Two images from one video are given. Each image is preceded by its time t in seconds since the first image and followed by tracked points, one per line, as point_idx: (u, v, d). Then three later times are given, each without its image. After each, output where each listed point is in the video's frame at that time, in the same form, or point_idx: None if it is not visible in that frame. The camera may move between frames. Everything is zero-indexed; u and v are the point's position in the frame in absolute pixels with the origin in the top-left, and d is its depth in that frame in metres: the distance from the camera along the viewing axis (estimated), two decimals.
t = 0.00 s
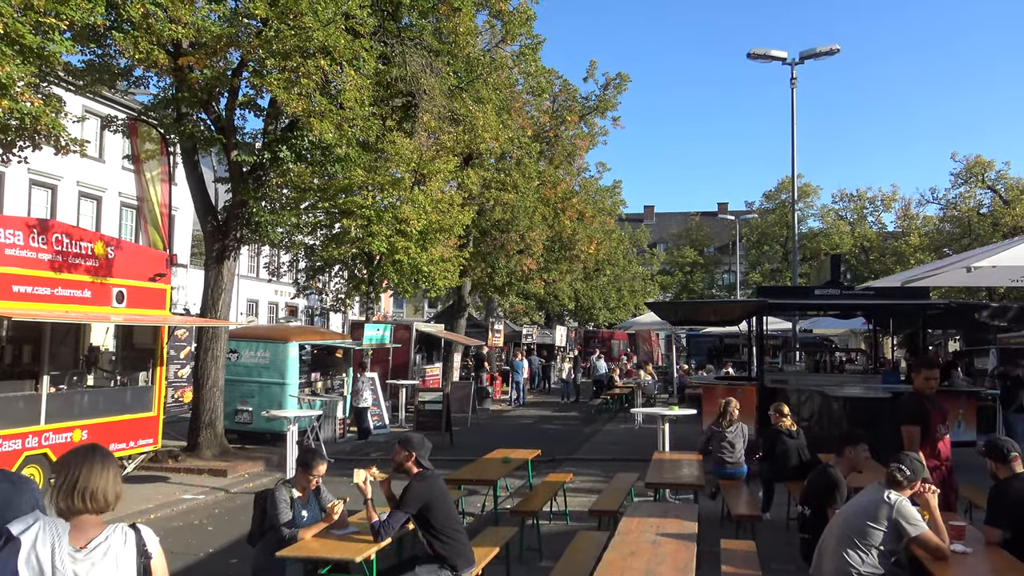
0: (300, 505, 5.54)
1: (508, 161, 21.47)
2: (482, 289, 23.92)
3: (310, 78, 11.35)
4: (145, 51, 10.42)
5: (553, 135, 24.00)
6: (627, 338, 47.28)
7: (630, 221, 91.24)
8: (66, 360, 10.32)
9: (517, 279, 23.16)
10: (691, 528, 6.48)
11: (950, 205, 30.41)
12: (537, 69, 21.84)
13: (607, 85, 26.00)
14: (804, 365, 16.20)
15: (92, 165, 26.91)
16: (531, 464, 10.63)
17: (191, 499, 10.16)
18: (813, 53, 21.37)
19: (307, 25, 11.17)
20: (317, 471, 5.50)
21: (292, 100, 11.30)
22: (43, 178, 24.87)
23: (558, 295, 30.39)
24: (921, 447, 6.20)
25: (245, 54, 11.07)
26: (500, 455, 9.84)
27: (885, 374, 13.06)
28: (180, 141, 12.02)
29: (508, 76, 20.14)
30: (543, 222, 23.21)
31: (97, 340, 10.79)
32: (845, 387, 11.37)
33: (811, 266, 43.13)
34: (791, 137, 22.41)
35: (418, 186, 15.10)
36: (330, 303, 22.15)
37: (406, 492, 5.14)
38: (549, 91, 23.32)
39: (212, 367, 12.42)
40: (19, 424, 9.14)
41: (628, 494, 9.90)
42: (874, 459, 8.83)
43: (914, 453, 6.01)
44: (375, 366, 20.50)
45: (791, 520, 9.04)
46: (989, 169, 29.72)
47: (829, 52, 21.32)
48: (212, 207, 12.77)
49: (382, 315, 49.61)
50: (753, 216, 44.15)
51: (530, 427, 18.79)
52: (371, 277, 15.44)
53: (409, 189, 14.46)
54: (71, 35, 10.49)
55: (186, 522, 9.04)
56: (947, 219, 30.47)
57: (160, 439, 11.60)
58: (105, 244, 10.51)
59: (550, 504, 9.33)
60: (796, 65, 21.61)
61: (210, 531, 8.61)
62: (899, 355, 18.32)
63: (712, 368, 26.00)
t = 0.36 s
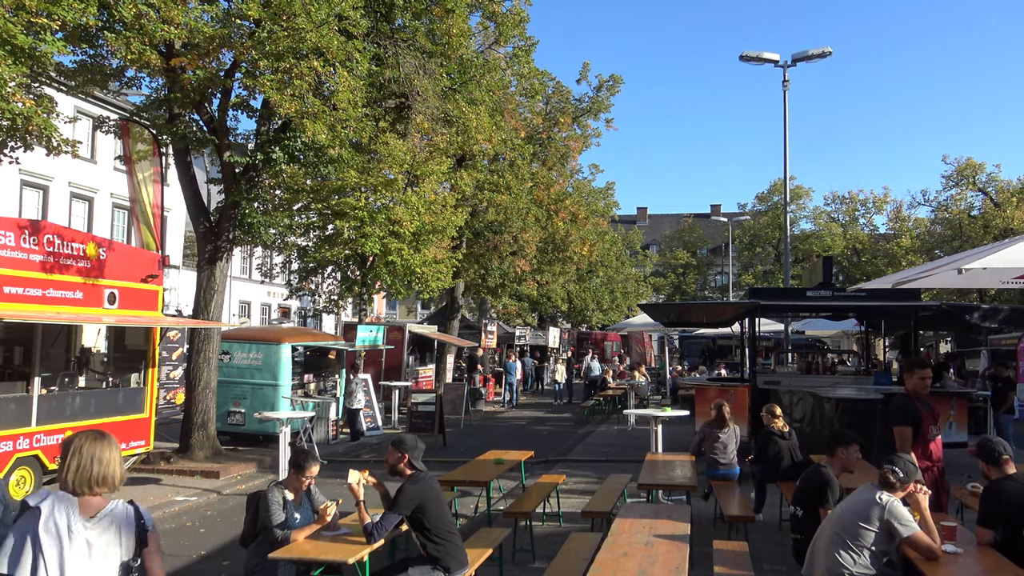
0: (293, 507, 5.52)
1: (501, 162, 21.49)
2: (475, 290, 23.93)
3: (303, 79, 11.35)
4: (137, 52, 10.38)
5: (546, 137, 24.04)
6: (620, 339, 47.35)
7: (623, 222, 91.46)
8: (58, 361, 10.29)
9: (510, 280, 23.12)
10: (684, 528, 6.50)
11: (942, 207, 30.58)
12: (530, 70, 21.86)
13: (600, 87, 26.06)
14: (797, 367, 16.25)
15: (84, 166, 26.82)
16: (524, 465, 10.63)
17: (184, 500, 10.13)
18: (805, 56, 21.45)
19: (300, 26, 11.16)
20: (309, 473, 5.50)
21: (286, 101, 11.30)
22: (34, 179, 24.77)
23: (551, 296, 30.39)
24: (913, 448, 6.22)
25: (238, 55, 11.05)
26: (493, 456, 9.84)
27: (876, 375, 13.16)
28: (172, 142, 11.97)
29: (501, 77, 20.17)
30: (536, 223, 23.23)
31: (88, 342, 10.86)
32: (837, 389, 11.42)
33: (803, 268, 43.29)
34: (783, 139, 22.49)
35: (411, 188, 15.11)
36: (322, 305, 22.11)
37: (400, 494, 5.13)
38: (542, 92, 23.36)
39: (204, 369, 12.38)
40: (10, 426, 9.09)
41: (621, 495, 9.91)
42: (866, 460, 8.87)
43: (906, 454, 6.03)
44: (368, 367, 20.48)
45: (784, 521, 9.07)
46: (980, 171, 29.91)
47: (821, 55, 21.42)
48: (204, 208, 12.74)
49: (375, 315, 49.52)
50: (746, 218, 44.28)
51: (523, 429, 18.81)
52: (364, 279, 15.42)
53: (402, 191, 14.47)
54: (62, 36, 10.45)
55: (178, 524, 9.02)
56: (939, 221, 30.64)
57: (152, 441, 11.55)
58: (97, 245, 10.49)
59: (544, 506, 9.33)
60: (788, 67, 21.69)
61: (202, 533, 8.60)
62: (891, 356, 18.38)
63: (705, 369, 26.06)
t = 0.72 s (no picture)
0: (288, 506, 5.52)
1: (497, 162, 21.51)
2: (471, 290, 23.92)
3: (299, 79, 11.34)
4: (132, 52, 10.36)
5: (542, 137, 24.06)
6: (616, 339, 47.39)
7: (618, 221, 91.66)
8: (53, 361, 10.29)
9: (506, 281, 23.15)
10: (679, 528, 6.52)
11: (937, 208, 30.69)
12: (526, 70, 21.86)
13: (596, 87, 26.10)
14: (792, 366, 16.30)
15: (79, 165, 26.75)
16: (519, 465, 10.65)
17: (179, 500, 10.13)
18: (800, 56, 21.49)
19: (296, 26, 11.16)
20: (304, 473, 5.51)
21: (282, 100, 11.30)
22: (29, 178, 24.72)
23: (547, 296, 30.43)
24: (908, 447, 6.25)
25: (234, 54, 11.05)
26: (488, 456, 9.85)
27: (871, 375, 13.22)
28: (168, 141, 11.96)
29: (497, 77, 20.19)
30: (532, 223, 23.25)
31: (84, 341, 10.76)
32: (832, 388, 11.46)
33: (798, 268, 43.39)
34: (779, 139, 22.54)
35: (407, 187, 15.12)
36: (318, 305, 22.10)
37: (396, 494, 5.14)
38: (538, 92, 23.38)
39: (199, 368, 12.38)
40: (5, 426, 9.08)
41: (616, 495, 9.93)
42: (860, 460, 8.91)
43: (901, 454, 6.05)
44: (364, 367, 20.48)
45: (778, 520, 9.10)
46: (975, 172, 30.01)
47: (816, 55, 21.46)
48: (200, 207, 12.72)
49: (371, 315, 49.51)
50: (742, 218, 44.39)
51: (519, 428, 18.82)
52: (360, 279, 15.42)
53: (398, 191, 14.48)
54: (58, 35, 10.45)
55: (173, 524, 9.02)
56: (934, 221, 30.76)
57: (147, 441, 11.53)
58: (92, 245, 10.48)
59: (539, 505, 9.34)
60: (784, 67, 21.73)
61: (197, 533, 8.60)
62: (886, 356, 18.44)
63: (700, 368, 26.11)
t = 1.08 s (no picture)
0: (286, 507, 5.51)
1: (494, 162, 21.52)
2: (469, 290, 23.90)
3: (296, 79, 11.32)
4: (129, 52, 10.33)
5: (539, 137, 24.06)
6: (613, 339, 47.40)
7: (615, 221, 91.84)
8: (49, 362, 10.27)
9: (503, 281, 23.14)
10: (676, 528, 6.52)
11: (934, 208, 30.73)
12: (523, 71, 21.88)
13: (593, 87, 26.11)
14: (789, 366, 16.32)
15: (76, 166, 26.70)
16: (517, 465, 10.63)
17: (176, 501, 10.11)
18: (798, 56, 21.52)
19: (293, 26, 11.15)
20: (301, 472, 5.50)
21: (279, 100, 11.27)
22: (26, 178, 24.67)
23: (545, 296, 30.43)
24: (905, 447, 6.25)
25: (231, 55, 11.04)
26: (486, 457, 9.83)
27: (868, 375, 13.24)
28: (165, 142, 11.94)
29: (494, 77, 20.20)
30: (529, 223, 23.24)
31: (81, 342, 10.77)
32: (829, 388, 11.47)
33: (796, 268, 43.44)
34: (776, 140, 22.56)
35: (405, 187, 15.13)
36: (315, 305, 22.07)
37: (394, 494, 5.14)
38: (536, 92, 23.41)
39: (196, 369, 12.36)
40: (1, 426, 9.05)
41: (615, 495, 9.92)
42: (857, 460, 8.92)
43: (898, 454, 6.05)
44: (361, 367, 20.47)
45: (776, 520, 9.09)
46: (971, 172, 30.07)
47: (813, 55, 21.49)
48: (197, 207, 12.71)
49: (369, 315, 49.51)
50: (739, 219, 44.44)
51: (516, 429, 18.81)
52: (357, 279, 15.41)
53: (395, 191, 14.49)
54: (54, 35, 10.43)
55: (170, 525, 9.01)
56: (931, 221, 30.82)
57: (144, 441, 11.51)
58: (88, 245, 10.46)
59: (538, 506, 9.33)
60: (780, 67, 21.75)
61: (194, 534, 8.58)
62: (882, 356, 18.46)
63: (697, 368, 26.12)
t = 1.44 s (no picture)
0: (286, 506, 5.50)
1: (494, 161, 21.50)
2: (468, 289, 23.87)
3: (295, 78, 11.31)
4: (127, 50, 10.32)
5: (539, 137, 24.05)
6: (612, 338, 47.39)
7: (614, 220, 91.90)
8: (48, 360, 10.25)
9: (502, 279, 23.12)
10: (675, 528, 6.51)
11: (933, 208, 30.73)
12: (523, 70, 21.87)
13: (593, 86, 26.08)
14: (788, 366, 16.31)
15: (75, 164, 26.68)
16: (516, 465, 10.62)
17: (174, 500, 10.10)
18: (797, 56, 21.51)
19: (293, 24, 11.14)
20: (299, 470, 5.49)
21: (278, 99, 11.24)
22: (25, 177, 24.66)
23: (544, 295, 30.42)
24: (903, 447, 6.25)
25: (230, 53, 11.01)
26: (485, 456, 9.82)
27: (867, 375, 13.23)
28: (164, 140, 11.92)
29: (493, 76, 20.18)
30: (528, 223, 23.22)
31: (80, 341, 10.77)
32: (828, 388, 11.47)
33: (795, 267, 43.46)
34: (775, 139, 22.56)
35: (404, 186, 15.12)
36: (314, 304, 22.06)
37: (395, 493, 5.13)
38: (535, 91, 23.42)
39: (195, 368, 12.35)
40: None
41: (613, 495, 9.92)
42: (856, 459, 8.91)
43: (897, 454, 6.05)
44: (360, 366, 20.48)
45: (775, 520, 9.08)
46: (971, 172, 30.08)
47: (813, 55, 21.48)
48: (195, 206, 12.69)
49: (368, 314, 49.55)
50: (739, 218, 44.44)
51: (515, 428, 18.79)
52: (356, 278, 15.39)
53: (394, 190, 14.48)
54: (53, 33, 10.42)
55: (169, 524, 9.00)
56: (930, 221, 30.80)
57: (142, 440, 11.50)
58: (87, 244, 10.44)
59: (536, 505, 9.32)
60: (780, 67, 21.75)
61: (192, 533, 8.57)
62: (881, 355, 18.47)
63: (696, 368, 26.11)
